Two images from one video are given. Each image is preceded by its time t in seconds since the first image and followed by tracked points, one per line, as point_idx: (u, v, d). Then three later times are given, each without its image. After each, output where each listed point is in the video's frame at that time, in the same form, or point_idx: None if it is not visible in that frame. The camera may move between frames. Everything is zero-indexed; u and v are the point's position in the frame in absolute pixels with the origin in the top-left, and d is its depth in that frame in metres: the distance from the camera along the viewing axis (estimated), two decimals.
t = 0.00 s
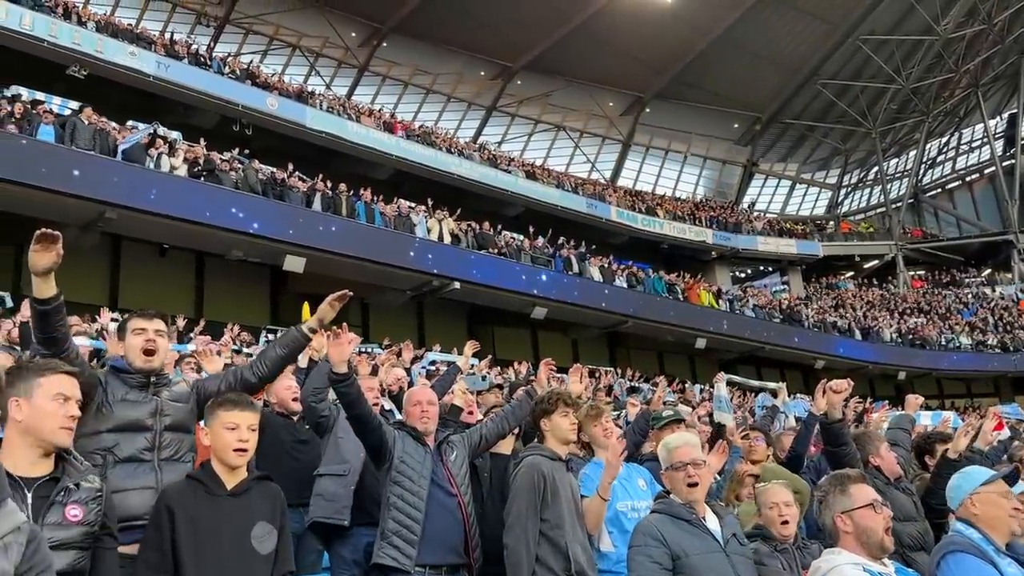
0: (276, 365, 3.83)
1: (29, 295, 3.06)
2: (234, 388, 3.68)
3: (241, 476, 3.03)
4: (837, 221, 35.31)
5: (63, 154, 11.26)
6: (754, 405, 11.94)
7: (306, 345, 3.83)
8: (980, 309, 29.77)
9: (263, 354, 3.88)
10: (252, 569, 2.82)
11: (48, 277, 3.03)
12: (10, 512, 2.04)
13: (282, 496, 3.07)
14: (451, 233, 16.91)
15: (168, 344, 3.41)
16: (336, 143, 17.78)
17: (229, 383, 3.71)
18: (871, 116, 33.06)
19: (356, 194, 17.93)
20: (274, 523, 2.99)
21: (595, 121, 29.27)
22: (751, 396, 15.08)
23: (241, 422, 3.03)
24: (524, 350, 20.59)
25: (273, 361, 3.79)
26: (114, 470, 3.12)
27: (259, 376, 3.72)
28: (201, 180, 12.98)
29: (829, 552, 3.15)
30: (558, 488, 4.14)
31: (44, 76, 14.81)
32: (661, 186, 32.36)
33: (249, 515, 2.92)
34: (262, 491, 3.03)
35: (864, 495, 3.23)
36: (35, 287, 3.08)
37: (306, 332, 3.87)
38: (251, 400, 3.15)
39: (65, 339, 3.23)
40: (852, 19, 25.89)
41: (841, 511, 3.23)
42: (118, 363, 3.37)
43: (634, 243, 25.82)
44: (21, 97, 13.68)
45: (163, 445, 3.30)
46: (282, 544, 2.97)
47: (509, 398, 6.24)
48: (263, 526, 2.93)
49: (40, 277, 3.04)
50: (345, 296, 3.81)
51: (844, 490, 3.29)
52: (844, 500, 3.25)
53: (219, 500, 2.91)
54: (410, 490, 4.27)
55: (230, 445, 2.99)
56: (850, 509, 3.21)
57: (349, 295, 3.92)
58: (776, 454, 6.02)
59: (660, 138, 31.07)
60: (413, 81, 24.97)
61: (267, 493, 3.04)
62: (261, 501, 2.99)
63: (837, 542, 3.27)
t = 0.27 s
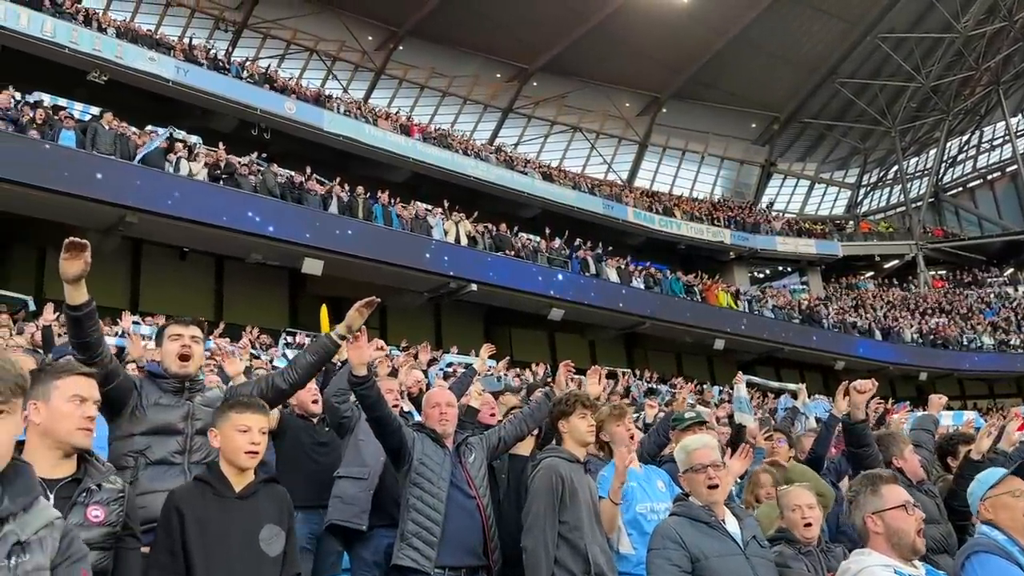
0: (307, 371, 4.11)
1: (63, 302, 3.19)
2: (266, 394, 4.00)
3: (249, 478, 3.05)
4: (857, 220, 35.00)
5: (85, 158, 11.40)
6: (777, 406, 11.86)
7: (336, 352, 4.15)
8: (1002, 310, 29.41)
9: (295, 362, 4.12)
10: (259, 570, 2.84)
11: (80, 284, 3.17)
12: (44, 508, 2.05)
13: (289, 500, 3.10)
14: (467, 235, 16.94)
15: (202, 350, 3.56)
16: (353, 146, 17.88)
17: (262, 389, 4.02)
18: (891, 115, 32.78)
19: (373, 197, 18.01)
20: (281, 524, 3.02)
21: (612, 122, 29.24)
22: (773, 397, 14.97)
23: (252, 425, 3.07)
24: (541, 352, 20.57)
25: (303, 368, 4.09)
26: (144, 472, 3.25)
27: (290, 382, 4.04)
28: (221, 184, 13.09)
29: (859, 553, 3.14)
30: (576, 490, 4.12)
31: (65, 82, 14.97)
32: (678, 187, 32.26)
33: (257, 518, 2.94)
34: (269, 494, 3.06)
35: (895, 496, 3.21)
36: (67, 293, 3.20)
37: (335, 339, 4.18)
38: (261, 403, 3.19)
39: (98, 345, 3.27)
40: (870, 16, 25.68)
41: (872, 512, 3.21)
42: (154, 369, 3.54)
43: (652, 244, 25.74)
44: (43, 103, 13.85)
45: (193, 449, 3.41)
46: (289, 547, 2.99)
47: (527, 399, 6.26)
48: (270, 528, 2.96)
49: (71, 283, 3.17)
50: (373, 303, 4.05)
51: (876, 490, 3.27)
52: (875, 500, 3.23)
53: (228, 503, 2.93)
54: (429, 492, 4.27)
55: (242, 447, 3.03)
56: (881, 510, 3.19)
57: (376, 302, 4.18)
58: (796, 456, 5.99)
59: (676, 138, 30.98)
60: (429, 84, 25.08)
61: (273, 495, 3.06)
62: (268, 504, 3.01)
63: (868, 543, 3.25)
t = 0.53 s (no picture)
0: (332, 376, 4.12)
1: (93, 307, 3.23)
2: (294, 400, 4.06)
3: (255, 481, 3.07)
4: (877, 220, 34.71)
5: (106, 163, 11.53)
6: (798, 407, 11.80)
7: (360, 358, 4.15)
8: None
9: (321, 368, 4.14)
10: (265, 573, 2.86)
11: (110, 289, 3.19)
12: (83, 507, 1.99)
13: (293, 503, 3.13)
14: (484, 237, 16.96)
15: (232, 355, 3.63)
16: (370, 149, 17.97)
17: (289, 395, 4.09)
18: (910, 113, 32.49)
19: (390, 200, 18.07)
20: (287, 528, 3.04)
21: (628, 122, 29.20)
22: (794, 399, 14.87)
23: (259, 427, 3.10)
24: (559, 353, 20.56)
25: (328, 373, 4.09)
26: (171, 475, 3.31)
27: (316, 388, 4.09)
28: (241, 189, 13.22)
29: (888, 554, 3.11)
30: (594, 492, 4.11)
31: (86, 89, 15.15)
32: (696, 187, 32.16)
33: (263, 522, 2.96)
34: (274, 497, 3.08)
35: (921, 497, 3.18)
36: (98, 299, 3.24)
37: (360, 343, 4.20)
38: (265, 405, 3.21)
39: (128, 350, 3.32)
40: (889, 15, 25.46)
41: (897, 513, 3.20)
42: (185, 373, 3.61)
43: (669, 245, 25.67)
44: (65, 109, 14.05)
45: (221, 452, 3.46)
46: (293, 551, 3.02)
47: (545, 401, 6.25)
48: (276, 532, 2.98)
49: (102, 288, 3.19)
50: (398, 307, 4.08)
51: (902, 491, 3.24)
52: (901, 501, 3.21)
53: (236, 506, 2.94)
54: (447, 494, 4.27)
55: (249, 449, 3.05)
56: (908, 510, 3.17)
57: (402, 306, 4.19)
58: (817, 458, 5.94)
59: (693, 138, 30.89)
60: (445, 86, 25.17)
61: (278, 499, 3.09)
62: (273, 508, 3.04)
63: (896, 543, 3.22)
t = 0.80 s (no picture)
0: (354, 380, 4.14)
1: (116, 313, 3.20)
2: (314, 403, 4.09)
3: (274, 481, 3.09)
4: (896, 219, 34.43)
5: (125, 168, 11.66)
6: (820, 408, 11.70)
7: (379, 363, 4.17)
8: None
9: (341, 371, 4.16)
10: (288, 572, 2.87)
11: (133, 296, 3.18)
12: (108, 512, 2.01)
13: (313, 502, 3.14)
14: (500, 239, 16.97)
15: (252, 356, 3.65)
16: (386, 152, 18.04)
17: (310, 398, 4.12)
18: (930, 112, 32.20)
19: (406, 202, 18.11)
20: (307, 527, 3.05)
21: (644, 123, 29.15)
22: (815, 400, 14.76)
23: (270, 427, 3.12)
24: (576, 355, 20.53)
25: (349, 377, 4.11)
26: (192, 478, 3.34)
27: (337, 391, 4.10)
28: (260, 193, 13.32)
29: (916, 557, 3.08)
30: (612, 494, 4.10)
31: (106, 95, 15.29)
32: (713, 188, 32.04)
33: (283, 521, 2.97)
34: (293, 496, 3.10)
35: (947, 498, 3.14)
36: (120, 305, 3.22)
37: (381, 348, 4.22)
38: (276, 405, 3.24)
39: (151, 355, 3.33)
40: (908, 12, 25.27)
41: (924, 514, 3.17)
42: (206, 376, 3.64)
43: (686, 246, 25.58)
44: (86, 115, 14.20)
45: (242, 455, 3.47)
46: (315, 549, 3.02)
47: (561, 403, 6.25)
48: (298, 531, 2.99)
49: (124, 295, 3.18)
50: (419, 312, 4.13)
51: (928, 493, 3.21)
52: (927, 502, 3.18)
53: (255, 506, 2.96)
54: (465, 495, 4.26)
55: (261, 449, 3.07)
56: (933, 511, 3.14)
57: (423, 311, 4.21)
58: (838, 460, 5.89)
59: (710, 138, 30.77)
60: (461, 89, 25.24)
61: (298, 498, 3.10)
62: (293, 508, 3.05)
63: (925, 544, 3.19)
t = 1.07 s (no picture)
0: (371, 385, 4.11)
1: (133, 319, 3.18)
2: (329, 406, 4.05)
3: (295, 483, 3.08)
4: (918, 219, 34.06)
5: (144, 173, 11.77)
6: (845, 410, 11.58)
7: (396, 368, 4.15)
8: None
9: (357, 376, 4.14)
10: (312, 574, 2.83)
11: (151, 303, 3.15)
12: (123, 519, 1.99)
13: (336, 502, 3.11)
14: (517, 241, 16.93)
15: (265, 358, 3.66)
16: (402, 155, 18.09)
17: (325, 401, 4.09)
18: (952, 110, 31.86)
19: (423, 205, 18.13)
20: (331, 528, 3.02)
21: (661, 124, 29.05)
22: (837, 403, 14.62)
23: (288, 428, 3.13)
24: (594, 357, 20.45)
25: (365, 381, 4.09)
26: (209, 483, 3.33)
27: (352, 396, 4.08)
28: (279, 197, 13.41)
29: (948, 562, 3.01)
30: (632, 497, 4.06)
31: (125, 100, 15.41)
32: (731, 189, 31.83)
33: (306, 522, 2.95)
34: (316, 497, 3.08)
35: (977, 502, 3.07)
36: (137, 312, 3.19)
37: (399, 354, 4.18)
38: (296, 407, 3.25)
39: (167, 361, 3.31)
40: (928, 9, 25.03)
41: (952, 518, 3.11)
42: (220, 378, 3.66)
43: (705, 247, 25.43)
44: (105, 120, 14.33)
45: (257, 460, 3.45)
46: (340, 551, 2.99)
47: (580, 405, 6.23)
48: (321, 532, 2.97)
49: (142, 303, 3.15)
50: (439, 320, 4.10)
51: (957, 497, 3.14)
52: (956, 506, 3.11)
53: (277, 508, 2.95)
54: (485, 499, 4.24)
55: (280, 451, 3.07)
56: (962, 516, 3.08)
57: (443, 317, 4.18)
58: (862, 462, 5.82)
59: (728, 138, 30.61)
60: (477, 91, 25.27)
61: (320, 500, 3.08)
62: (316, 509, 3.02)
63: (956, 549, 3.12)
